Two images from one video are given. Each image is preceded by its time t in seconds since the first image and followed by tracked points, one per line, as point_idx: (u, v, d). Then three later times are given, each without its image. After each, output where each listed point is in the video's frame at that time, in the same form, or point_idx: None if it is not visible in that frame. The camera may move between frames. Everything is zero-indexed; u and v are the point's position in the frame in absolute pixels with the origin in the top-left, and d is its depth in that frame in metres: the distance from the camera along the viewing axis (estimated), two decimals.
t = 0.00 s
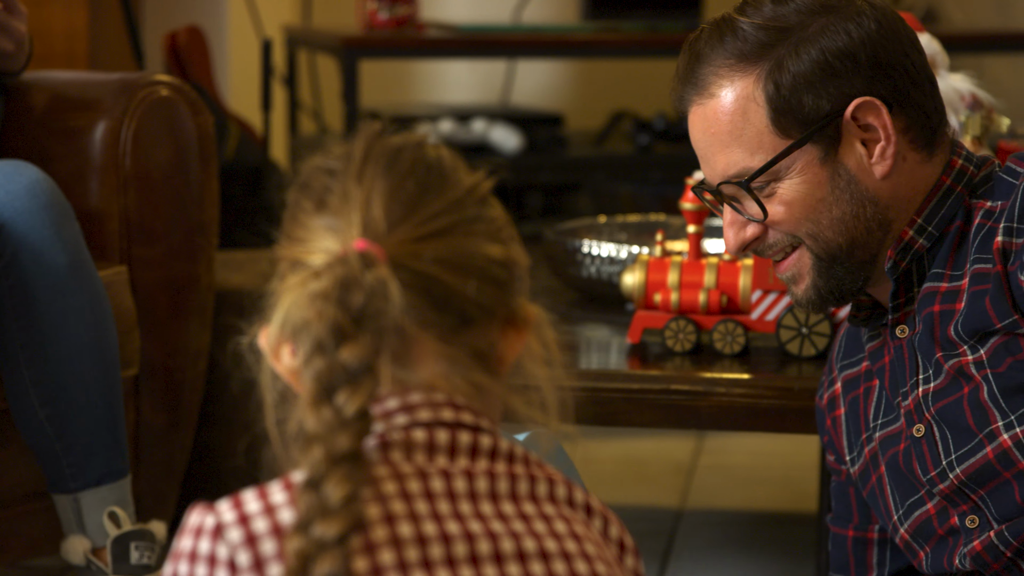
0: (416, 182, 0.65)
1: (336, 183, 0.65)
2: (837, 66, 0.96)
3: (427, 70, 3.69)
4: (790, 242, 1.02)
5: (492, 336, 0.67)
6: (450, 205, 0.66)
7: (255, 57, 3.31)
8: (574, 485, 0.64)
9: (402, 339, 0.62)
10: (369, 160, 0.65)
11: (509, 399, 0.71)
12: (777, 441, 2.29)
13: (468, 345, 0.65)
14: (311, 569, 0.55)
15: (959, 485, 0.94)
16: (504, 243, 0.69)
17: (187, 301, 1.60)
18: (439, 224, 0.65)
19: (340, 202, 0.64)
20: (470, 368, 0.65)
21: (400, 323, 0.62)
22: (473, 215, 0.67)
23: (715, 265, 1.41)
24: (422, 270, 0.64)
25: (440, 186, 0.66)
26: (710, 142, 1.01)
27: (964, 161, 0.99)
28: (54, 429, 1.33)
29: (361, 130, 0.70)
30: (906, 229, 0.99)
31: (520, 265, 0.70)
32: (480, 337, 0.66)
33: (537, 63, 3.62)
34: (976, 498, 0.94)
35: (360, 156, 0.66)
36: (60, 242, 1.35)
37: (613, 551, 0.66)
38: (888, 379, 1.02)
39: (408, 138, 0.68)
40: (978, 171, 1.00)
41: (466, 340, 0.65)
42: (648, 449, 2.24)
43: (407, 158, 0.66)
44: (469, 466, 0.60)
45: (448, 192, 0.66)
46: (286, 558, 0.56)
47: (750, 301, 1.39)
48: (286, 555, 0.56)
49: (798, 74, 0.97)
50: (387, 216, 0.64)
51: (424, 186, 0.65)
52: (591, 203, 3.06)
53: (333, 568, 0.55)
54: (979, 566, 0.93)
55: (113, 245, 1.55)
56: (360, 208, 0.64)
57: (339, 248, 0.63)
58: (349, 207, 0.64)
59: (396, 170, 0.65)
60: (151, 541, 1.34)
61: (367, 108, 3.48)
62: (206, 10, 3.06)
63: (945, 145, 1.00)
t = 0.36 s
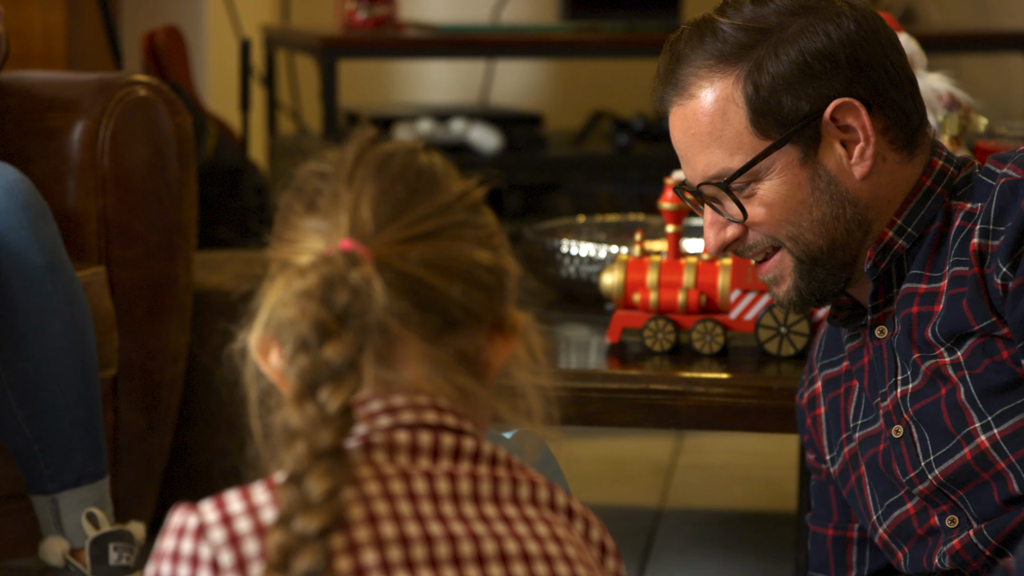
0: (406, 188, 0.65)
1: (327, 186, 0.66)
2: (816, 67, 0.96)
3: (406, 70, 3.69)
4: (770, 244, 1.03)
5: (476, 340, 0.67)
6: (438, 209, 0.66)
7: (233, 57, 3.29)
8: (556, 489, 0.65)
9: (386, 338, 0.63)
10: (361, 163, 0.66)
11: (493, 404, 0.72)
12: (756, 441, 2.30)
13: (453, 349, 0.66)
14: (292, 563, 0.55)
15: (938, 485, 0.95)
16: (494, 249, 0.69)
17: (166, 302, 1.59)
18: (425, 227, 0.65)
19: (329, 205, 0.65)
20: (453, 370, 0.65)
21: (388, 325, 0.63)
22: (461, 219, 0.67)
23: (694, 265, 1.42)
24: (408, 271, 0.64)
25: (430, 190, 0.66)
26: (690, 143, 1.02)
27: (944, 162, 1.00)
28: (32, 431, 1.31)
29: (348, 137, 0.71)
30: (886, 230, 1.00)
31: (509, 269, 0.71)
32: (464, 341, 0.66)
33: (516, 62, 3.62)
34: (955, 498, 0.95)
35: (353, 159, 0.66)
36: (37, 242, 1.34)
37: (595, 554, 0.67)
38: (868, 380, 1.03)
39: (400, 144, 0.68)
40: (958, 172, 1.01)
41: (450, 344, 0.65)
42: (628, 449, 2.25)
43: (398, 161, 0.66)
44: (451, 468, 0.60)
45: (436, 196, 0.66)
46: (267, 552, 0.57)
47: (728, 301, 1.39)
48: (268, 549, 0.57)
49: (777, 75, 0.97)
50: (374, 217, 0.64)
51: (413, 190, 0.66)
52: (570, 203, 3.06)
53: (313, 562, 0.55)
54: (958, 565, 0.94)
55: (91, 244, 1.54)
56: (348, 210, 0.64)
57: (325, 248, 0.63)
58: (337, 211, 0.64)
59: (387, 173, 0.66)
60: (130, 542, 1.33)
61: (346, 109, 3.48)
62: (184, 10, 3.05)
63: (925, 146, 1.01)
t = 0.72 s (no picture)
0: (388, 189, 0.66)
1: (309, 186, 0.66)
2: (803, 71, 0.97)
3: (388, 70, 3.69)
4: (756, 246, 1.05)
5: (458, 341, 0.67)
6: (420, 210, 0.67)
7: (214, 57, 3.28)
8: (536, 490, 0.65)
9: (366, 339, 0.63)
10: (343, 164, 0.66)
11: (475, 405, 0.72)
12: (737, 440, 2.31)
13: (434, 350, 0.66)
14: (271, 563, 0.55)
15: (913, 489, 0.94)
16: (475, 250, 0.69)
17: (147, 303, 1.58)
18: (406, 227, 0.65)
19: (311, 206, 0.65)
20: (434, 371, 0.66)
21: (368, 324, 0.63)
22: (444, 221, 0.68)
23: (675, 265, 1.42)
24: (389, 271, 0.64)
25: (411, 191, 0.67)
26: (677, 145, 1.03)
27: (929, 162, 1.00)
28: (11, 431, 1.31)
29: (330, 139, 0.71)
30: (873, 231, 1.00)
31: (491, 270, 0.71)
32: (446, 342, 0.66)
33: (498, 63, 3.62)
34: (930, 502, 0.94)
35: (334, 161, 0.67)
36: (17, 242, 1.34)
37: (575, 555, 0.67)
38: (850, 382, 1.03)
39: (383, 145, 0.68)
40: (943, 172, 1.01)
41: (431, 345, 0.66)
42: (609, 449, 2.25)
43: (380, 163, 0.67)
44: (432, 469, 0.61)
45: (418, 197, 0.67)
46: (245, 552, 0.57)
47: (710, 301, 1.40)
48: (247, 549, 0.57)
49: (763, 78, 0.98)
50: (356, 218, 0.65)
51: (395, 191, 0.66)
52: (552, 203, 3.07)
53: (292, 562, 0.55)
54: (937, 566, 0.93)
55: (71, 245, 1.54)
56: (330, 211, 0.64)
57: (306, 249, 0.64)
58: (319, 211, 0.65)
59: (368, 174, 0.66)
60: (111, 543, 1.32)
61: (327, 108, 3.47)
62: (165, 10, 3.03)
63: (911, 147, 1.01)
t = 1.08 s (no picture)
0: (370, 189, 0.66)
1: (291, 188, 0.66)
2: (785, 73, 0.97)
3: (371, 70, 3.68)
4: (738, 249, 1.05)
5: (439, 342, 0.68)
6: (402, 211, 0.67)
7: (196, 57, 3.27)
8: (517, 491, 0.66)
9: (348, 340, 0.63)
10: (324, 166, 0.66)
11: (457, 406, 0.73)
12: (719, 440, 2.32)
13: (415, 351, 0.66)
14: (253, 563, 0.55)
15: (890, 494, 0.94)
16: (456, 251, 0.70)
17: (128, 303, 1.57)
18: (387, 228, 0.66)
19: (293, 207, 0.65)
20: (417, 372, 0.66)
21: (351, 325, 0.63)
22: (424, 222, 0.68)
23: (657, 265, 1.43)
24: (371, 272, 0.64)
25: (392, 192, 0.67)
26: (659, 148, 1.03)
27: (908, 163, 1.02)
28: None
29: (312, 142, 0.72)
30: (851, 233, 1.02)
31: (472, 270, 0.72)
32: (428, 343, 0.67)
33: (480, 63, 3.63)
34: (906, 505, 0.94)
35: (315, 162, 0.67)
36: None
37: (556, 556, 0.68)
38: (830, 382, 1.04)
39: (364, 148, 0.69)
40: (922, 172, 1.03)
41: (412, 346, 0.66)
42: (592, 449, 2.26)
43: (361, 165, 0.67)
44: (413, 470, 0.61)
45: (399, 199, 0.67)
46: (227, 552, 0.57)
47: (692, 301, 1.41)
48: (229, 549, 0.57)
49: (746, 80, 0.98)
50: (337, 219, 0.65)
51: (378, 191, 0.66)
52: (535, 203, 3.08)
53: (275, 562, 0.55)
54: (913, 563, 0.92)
55: (52, 246, 1.54)
56: (311, 212, 0.65)
57: (287, 249, 0.64)
58: (300, 212, 0.65)
59: (350, 175, 0.66)
60: (94, 544, 1.31)
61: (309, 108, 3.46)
62: (146, 9, 3.02)
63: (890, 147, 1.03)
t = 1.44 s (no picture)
0: (354, 189, 0.67)
1: (275, 190, 0.67)
2: (788, 39, 1.00)
3: (353, 70, 3.68)
4: (742, 219, 1.02)
5: (424, 343, 0.68)
6: (384, 211, 0.67)
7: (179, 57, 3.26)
8: (501, 491, 0.66)
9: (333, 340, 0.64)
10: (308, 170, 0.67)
11: (441, 406, 0.73)
12: (702, 439, 2.34)
13: (400, 352, 0.67)
14: (237, 561, 0.56)
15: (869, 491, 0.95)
16: (440, 251, 0.70)
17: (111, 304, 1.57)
18: (370, 229, 0.66)
19: (277, 208, 0.66)
20: (401, 371, 0.66)
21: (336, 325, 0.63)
22: (407, 221, 0.68)
23: (640, 264, 1.43)
24: (355, 271, 0.65)
25: (376, 193, 0.68)
26: (663, 114, 1.01)
27: (881, 163, 1.04)
28: None
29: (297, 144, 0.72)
30: (828, 232, 1.03)
31: (456, 271, 0.72)
32: (412, 342, 0.67)
33: (462, 63, 3.63)
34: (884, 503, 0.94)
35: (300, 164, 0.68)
36: None
37: (541, 555, 0.68)
38: (807, 381, 1.04)
39: (347, 150, 0.69)
40: (896, 172, 1.04)
41: (396, 346, 0.66)
42: (575, 449, 2.27)
43: (344, 167, 0.68)
44: (397, 469, 0.61)
45: (382, 200, 0.68)
46: (211, 549, 0.57)
47: (674, 300, 1.41)
48: (213, 546, 0.57)
49: (754, 42, 1.00)
50: (321, 219, 0.65)
51: (362, 191, 0.67)
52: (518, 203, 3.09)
53: (258, 560, 0.56)
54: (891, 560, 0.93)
55: (34, 246, 1.53)
56: (295, 213, 0.65)
57: (271, 249, 0.64)
58: (284, 213, 0.65)
59: (334, 176, 0.67)
60: (75, 544, 1.33)
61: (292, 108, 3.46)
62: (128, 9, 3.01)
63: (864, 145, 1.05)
